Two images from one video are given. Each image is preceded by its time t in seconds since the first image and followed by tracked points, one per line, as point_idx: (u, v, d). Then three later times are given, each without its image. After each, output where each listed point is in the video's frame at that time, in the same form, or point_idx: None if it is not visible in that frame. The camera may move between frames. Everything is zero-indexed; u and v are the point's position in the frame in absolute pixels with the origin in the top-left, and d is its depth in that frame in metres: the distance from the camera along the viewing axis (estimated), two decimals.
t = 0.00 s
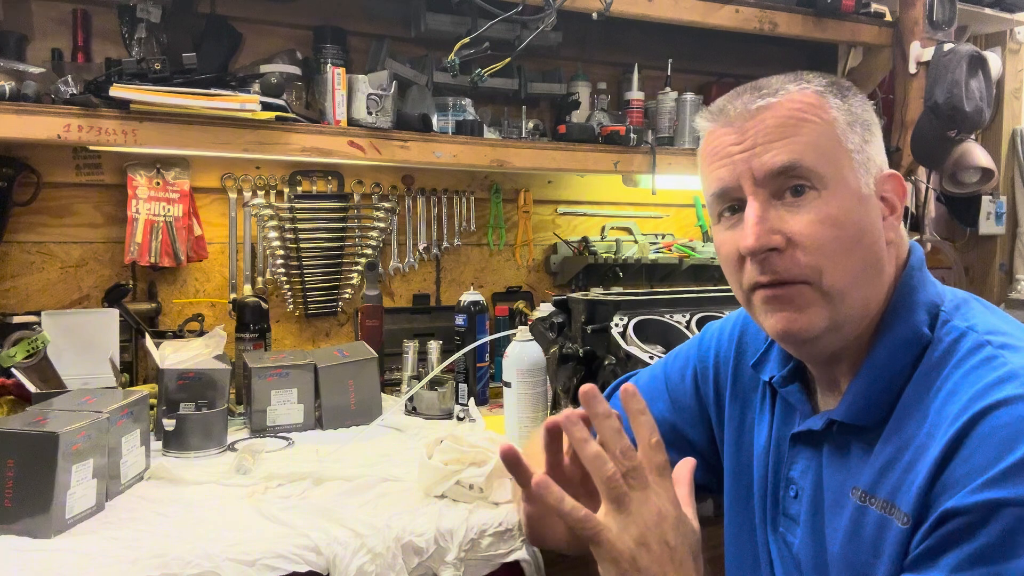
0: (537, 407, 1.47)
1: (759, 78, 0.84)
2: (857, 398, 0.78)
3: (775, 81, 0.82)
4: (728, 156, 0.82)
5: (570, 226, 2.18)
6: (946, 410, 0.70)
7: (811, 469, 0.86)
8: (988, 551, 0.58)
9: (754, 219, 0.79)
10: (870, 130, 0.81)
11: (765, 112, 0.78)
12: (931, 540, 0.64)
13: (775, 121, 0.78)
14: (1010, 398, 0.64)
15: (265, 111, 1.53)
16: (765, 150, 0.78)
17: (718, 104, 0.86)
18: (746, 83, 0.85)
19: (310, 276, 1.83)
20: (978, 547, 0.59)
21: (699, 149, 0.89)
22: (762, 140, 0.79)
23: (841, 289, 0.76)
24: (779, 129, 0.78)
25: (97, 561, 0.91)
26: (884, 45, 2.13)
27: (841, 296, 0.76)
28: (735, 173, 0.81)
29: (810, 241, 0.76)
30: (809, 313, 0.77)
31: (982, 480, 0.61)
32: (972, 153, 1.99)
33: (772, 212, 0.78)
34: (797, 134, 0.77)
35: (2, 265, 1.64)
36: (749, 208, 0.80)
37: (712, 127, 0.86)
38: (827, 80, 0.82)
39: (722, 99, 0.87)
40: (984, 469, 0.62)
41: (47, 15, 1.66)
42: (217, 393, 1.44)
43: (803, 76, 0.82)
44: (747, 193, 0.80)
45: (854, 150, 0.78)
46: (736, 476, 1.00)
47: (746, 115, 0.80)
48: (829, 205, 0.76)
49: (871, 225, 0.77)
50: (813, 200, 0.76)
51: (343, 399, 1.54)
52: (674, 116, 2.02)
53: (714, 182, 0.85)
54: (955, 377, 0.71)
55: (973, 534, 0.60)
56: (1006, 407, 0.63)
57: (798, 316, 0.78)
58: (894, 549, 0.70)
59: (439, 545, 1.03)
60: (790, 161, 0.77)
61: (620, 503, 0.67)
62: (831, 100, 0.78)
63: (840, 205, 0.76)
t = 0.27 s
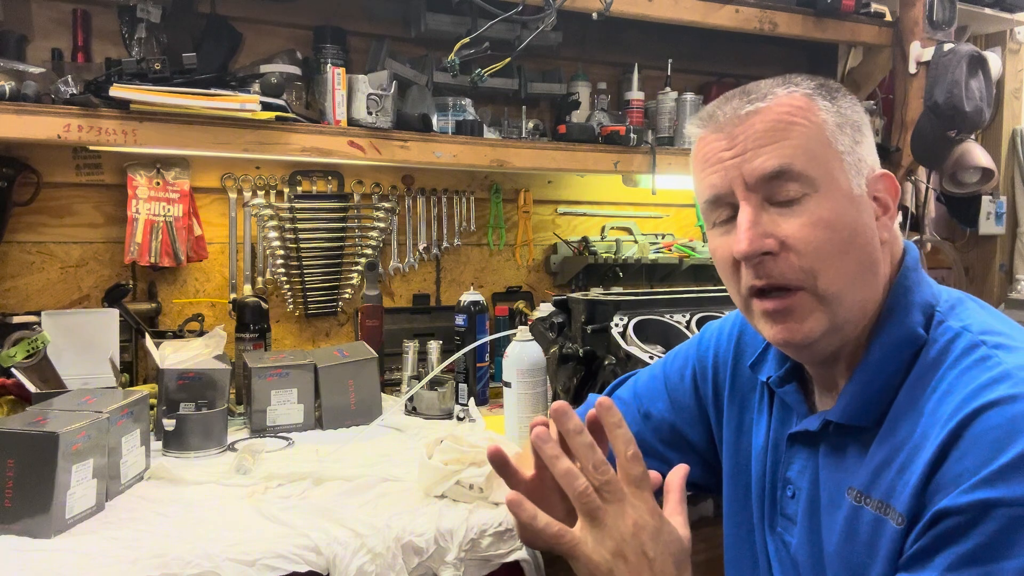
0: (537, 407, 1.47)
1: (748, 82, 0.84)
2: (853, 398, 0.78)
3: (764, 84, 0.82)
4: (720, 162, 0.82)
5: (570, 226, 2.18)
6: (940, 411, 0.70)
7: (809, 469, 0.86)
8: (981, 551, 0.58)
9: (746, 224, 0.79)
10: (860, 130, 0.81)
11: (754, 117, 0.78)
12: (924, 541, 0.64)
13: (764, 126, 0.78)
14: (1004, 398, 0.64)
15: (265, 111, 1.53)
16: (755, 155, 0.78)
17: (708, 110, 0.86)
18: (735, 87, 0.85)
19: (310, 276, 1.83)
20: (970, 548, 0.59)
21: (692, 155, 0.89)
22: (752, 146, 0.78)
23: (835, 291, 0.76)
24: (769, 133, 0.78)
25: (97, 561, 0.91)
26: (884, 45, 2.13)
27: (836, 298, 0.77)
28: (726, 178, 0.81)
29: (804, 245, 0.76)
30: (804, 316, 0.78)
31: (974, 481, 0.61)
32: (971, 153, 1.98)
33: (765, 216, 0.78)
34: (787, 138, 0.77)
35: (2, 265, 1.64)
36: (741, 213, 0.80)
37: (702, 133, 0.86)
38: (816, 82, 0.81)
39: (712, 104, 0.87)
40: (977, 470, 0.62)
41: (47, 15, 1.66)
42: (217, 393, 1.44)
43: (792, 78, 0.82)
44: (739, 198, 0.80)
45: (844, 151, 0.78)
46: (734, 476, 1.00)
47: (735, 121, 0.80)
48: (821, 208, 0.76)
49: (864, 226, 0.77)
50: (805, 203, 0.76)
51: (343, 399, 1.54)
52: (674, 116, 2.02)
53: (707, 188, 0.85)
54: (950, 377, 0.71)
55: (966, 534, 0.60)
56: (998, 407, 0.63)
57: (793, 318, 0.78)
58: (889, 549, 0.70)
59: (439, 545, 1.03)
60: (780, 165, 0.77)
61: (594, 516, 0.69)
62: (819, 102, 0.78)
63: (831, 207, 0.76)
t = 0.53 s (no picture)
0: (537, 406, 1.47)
1: (746, 82, 0.84)
2: (852, 398, 0.78)
3: (762, 84, 0.82)
4: (718, 162, 0.82)
5: (570, 226, 2.18)
6: (937, 412, 0.70)
7: (807, 469, 0.86)
8: (978, 552, 0.58)
9: (744, 223, 0.79)
10: (859, 130, 0.81)
11: (753, 117, 0.78)
12: (921, 542, 0.64)
13: (762, 125, 0.78)
14: (1001, 399, 0.64)
15: (265, 111, 1.53)
16: (753, 155, 0.78)
17: (707, 109, 0.86)
18: (734, 87, 0.85)
19: (310, 276, 1.83)
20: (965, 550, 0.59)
21: (690, 155, 0.89)
22: (750, 146, 0.78)
23: (833, 291, 0.76)
24: (767, 133, 0.78)
25: (97, 561, 0.91)
26: (884, 45, 2.13)
27: (833, 297, 0.76)
28: (724, 178, 0.81)
29: (801, 244, 0.76)
30: (803, 316, 0.78)
31: (970, 482, 0.61)
32: (971, 153, 1.98)
33: (763, 216, 0.78)
34: (785, 138, 0.77)
35: (2, 265, 1.64)
36: (739, 212, 0.80)
37: (701, 133, 0.86)
38: (815, 81, 0.81)
39: (711, 104, 0.87)
40: (974, 471, 0.62)
41: (48, 15, 1.66)
42: (217, 393, 1.44)
43: (790, 78, 0.82)
44: (737, 198, 0.80)
45: (843, 151, 0.78)
46: (733, 475, 1.00)
47: (734, 120, 0.80)
48: (819, 208, 0.76)
49: (862, 225, 0.77)
50: (803, 203, 0.76)
51: (343, 399, 1.54)
52: (674, 116, 2.02)
53: (705, 188, 0.85)
54: (948, 378, 0.71)
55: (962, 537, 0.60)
56: (996, 408, 0.63)
57: (791, 317, 0.78)
58: (886, 550, 0.70)
59: (439, 545, 1.03)
60: (778, 165, 0.77)
61: (561, 552, 0.61)
62: (818, 102, 0.78)
63: (829, 207, 0.76)
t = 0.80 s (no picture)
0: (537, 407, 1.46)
1: (756, 79, 0.84)
2: (857, 397, 0.78)
3: (772, 82, 0.82)
4: (727, 159, 0.82)
5: (570, 226, 2.18)
6: (942, 410, 0.70)
7: (811, 468, 0.86)
8: (983, 552, 0.59)
9: (753, 221, 0.79)
10: (867, 129, 0.81)
11: (763, 113, 0.79)
12: (927, 540, 0.64)
13: (773, 122, 0.78)
14: (1007, 398, 0.64)
15: (265, 111, 1.53)
16: (763, 152, 0.78)
17: (716, 106, 0.87)
18: (744, 84, 0.86)
19: (310, 276, 1.83)
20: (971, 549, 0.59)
21: (699, 151, 0.89)
22: (760, 143, 0.79)
23: (842, 289, 0.76)
24: (777, 130, 0.78)
25: (97, 561, 0.91)
26: (884, 45, 2.13)
27: (842, 295, 0.76)
28: (733, 175, 0.81)
29: (809, 241, 0.76)
30: (811, 313, 0.77)
31: (977, 481, 0.61)
32: (971, 153, 1.99)
33: (772, 213, 0.79)
34: (795, 135, 0.77)
35: (2, 265, 1.64)
36: (748, 209, 0.81)
37: (710, 129, 0.86)
38: (824, 79, 0.81)
39: (720, 101, 0.88)
40: (980, 470, 0.62)
41: (48, 15, 1.66)
42: (217, 393, 1.44)
43: (800, 76, 0.82)
44: (746, 195, 0.81)
45: (852, 149, 0.78)
46: (737, 475, 1.00)
47: (744, 117, 0.80)
48: (828, 206, 0.76)
49: (870, 224, 0.77)
50: (812, 201, 0.76)
51: (343, 400, 1.54)
52: (674, 116, 2.02)
53: (713, 185, 0.85)
54: (953, 377, 0.71)
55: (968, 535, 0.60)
56: (1003, 406, 0.63)
57: (799, 315, 0.78)
58: (891, 549, 0.71)
59: (439, 545, 1.02)
60: (788, 162, 0.77)
61: None
62: (828, 100, 0.78)
63: (838, 205, 0.76)
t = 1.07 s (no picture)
0: (537, 407, 1.47)
1: (762, 77, 0.85)
2: (860, 396, 0.78)
3: (778, 80, 0.82)
4: (732, 156, 0.82)
5: (570, 226, 2.18)
6: (946, 408, 0.70)
7: (814, 468, 0.86)
8: (987, 548, 0.59)
9: (758, 218, 0.79)
10: (873, 128, 0.81)
11: (769, 111, 0.79)
12: (931, 538, 0.64)
13: (779, 120, 0.78)
14: (1011, 396, 0.64)
15: (265, 111, 1.53)
16: (769, 150, 0.79)
17: (721, 104, 0.87)
18: (750, 82, 0.86)
19: (310, 276, 1.83)
20: (975, 546, 0.60)
21: (704, 149, 0.89)
22: (766, 140, 0.79)
23: (846, 287, 0.76)
24: (782, 128, 0.78)
25: (97, 561, 0.91)
26: (884, 45, 2.13)
27: (847, 293, 0.76)
28: (738, 173, 0.81)
29: (814, 239, 0.76)
30: (815, 311, 0.77)
31: (980, 479, 0.61)
32: (971, 153, 1.99)
33: (776, 211, 0.79)
34: (800, 133, 0.77)
35: (2, 265, 1.64)
36: (752, 207, 0.81)
37: (716, 127, 0.86)
38: (831, 78, 0.81)
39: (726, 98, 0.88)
40: (984, 467, 0.62)
41: (48, 15, 1.66)
42: (217, 393, 1.44)
43: (806, 75, 0.82)
44: (751, 192, 0.81)
45: (857, 148, 0.78)
46: (739, 475, 1.00)
47: (749, 115, 0.80)
48: (833, 204, 0.76)
49: (875, 223, 0.77)
50: (817, 199, 0.77)
51: (343, 400, 1.54)
52: (674, 116, 2.02)
53: (718, 182, 0.85)
54: (957, 376, 0.71)
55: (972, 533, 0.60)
56: (1006, 404, 0.63)
57: (804, 313, 0.78)
58: (895, 547, 0.71)
59: (439, 545, 1.01)
60: (793, 160, 0.77)
61: None
62: (834, 98, 0.78)
63: (843, 203, 0.76)
